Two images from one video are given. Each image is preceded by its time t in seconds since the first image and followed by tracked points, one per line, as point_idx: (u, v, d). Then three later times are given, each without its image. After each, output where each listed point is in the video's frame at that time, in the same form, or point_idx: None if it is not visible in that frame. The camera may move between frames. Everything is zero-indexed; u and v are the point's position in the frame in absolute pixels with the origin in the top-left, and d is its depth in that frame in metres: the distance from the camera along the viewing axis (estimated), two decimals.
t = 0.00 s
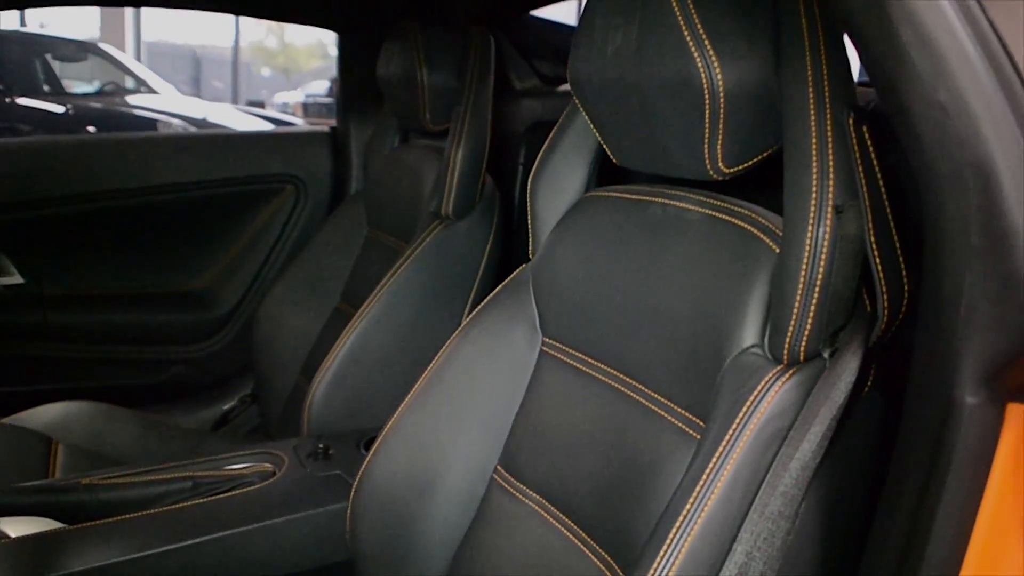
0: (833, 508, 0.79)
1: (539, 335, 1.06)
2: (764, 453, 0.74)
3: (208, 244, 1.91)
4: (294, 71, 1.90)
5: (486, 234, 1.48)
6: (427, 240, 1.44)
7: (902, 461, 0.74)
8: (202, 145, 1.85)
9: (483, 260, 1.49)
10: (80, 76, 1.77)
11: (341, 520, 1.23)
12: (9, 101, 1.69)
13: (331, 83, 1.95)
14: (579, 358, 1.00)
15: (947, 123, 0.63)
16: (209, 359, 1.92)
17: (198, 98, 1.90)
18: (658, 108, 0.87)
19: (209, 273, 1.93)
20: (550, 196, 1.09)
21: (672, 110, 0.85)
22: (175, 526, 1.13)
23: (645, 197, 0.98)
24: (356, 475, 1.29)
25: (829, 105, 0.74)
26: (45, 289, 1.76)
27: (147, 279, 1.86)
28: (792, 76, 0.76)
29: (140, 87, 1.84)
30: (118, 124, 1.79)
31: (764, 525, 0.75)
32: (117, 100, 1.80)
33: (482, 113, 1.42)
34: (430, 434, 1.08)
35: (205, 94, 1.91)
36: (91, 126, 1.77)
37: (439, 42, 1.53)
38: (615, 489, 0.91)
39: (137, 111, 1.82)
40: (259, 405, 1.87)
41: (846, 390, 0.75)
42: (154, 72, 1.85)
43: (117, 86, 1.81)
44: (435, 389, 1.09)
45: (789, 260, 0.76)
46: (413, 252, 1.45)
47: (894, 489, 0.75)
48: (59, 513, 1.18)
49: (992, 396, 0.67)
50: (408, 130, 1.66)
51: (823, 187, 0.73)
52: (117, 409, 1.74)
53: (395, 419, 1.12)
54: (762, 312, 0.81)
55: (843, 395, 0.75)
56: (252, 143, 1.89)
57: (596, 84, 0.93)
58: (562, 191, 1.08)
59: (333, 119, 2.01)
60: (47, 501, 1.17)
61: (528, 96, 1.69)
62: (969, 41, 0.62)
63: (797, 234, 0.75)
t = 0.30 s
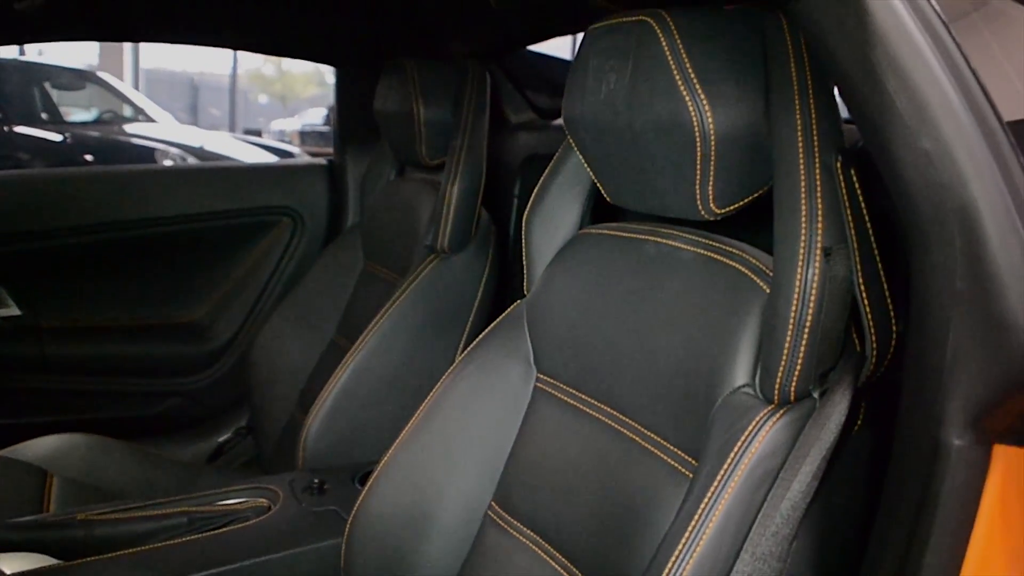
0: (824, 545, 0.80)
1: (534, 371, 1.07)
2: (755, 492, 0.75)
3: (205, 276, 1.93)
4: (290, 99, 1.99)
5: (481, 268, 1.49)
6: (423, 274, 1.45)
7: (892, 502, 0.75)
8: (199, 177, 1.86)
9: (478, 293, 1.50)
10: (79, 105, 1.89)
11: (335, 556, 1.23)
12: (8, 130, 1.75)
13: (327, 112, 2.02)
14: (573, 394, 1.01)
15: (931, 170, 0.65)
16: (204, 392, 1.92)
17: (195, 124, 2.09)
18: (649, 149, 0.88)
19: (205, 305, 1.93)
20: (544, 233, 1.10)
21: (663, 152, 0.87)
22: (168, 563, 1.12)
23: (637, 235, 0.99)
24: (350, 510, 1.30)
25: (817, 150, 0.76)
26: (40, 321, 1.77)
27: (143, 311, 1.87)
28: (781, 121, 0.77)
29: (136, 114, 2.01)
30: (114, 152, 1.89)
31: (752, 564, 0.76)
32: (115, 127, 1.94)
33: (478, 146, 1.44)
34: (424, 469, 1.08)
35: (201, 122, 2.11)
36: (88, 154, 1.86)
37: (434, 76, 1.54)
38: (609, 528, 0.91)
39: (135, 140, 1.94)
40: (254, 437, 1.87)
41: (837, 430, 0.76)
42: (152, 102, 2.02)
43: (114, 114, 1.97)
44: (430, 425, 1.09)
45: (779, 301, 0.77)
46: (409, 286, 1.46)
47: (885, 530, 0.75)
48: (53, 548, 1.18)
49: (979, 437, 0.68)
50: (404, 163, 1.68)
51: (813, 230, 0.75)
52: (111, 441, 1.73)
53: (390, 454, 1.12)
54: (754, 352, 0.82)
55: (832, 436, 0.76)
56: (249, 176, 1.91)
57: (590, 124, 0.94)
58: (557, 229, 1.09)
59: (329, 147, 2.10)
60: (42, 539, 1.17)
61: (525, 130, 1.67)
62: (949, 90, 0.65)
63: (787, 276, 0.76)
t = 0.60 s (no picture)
0: None
1: (528, 406, 1.08)
2: (747, 530, 0.76)
3: (200, 308, 1.93)
4: (286, 123, 2.03)
5: (476, 302, 1.51)
6: (417, 308, 1.46)
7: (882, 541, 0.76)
8: (197, 209, 1.88)
9: (473, 326, 1.51)
10: (75, 131, 1.90)
11: None
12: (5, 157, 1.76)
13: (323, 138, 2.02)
14: (568, 430, 1.02)
15: (918, 217, 0.67)
16: (198, 422, 1.91)
17: (192, 152, 2.11)
18: (640, 189, 0.89)
19: (201, 336, 1.94)
20: (539, 268, 1.11)
21: (654, 193, 0.88)
22: None
23: (631, 272, 1.00)
24: (345, 544, 1.31)
25: (806, 192, 0.77)
26: (35, 352, 1.77)
27: (138, 342, 1.87)
28: (772, 165, 0.79)
29: (134, 141, 2.03)
30: (112, 178, 1.88)
31: None
32: (111, 155, 1.94)
33: (473, 181, 1.46)
34: (420, 503, 1.08)
35: (198, 149, 2.15)
36: (85, 181, 1.85)
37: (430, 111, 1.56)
38: (603, 566, 0.92)
39: (131, 167, 1.93)
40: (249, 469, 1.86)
41: (827, 467, 0.77)
42: (148, 128, 2.04)
43: (111, 142, 1.99)
44: (426, 459, 1.10)
45: (769, 340, 0.78)
46: (405, 319, 1.47)
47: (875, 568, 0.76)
48: None
49: (963, 476, 0.71)
50: (400, 196, 1.70)
51: (802, 269, 0.76)
52: (106, 473, 1.73)
53: (385, 488, 1.13)
54: (745, 390, 0.83)
55: (823, 472, 0.77)
56: (246, 208, 1.92)
57: (584, 164, 0.95)
58: (551, 264, 1.11)
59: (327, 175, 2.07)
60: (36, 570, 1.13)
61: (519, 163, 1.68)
62: (933, 138, 0.68)
63: (777, 315, 0.77)
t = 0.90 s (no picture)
0: None
1: (523, 440, 1.08)
2: (741, 565, 0.76)
3: (196, 338, 1.94)
4: (283, 151, 1.99)
5: (471, 333, 1.51)
6: (413, 339, 1.47)
7: None
8: (193, 240, 1.89)
9: (469, 357, 1.52)
10: (72, 157, 1.84)
11: None
12: None
13: (320, 163, 2.01)
14: (562, 464, 1.02)
15: (905, 258, 0.68)
16: (194, 453, 1.91)
17: (188, 180, 2.08)
18: (633, 226, 0.90)
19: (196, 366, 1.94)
20: (534, 302, 1.12)
21: (647, 230, 0.89)
22: None
23: (623, 307, 1.01)
24: None
25: (796, 231, 0.78)
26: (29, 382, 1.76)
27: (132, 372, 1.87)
28: (761, 205, 0.80)
29: (131, 168, 1.97)
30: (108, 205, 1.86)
31: None
32: (109, 183, 1.90)
33: (468, 213, 1.47)
34: (415, 537, 1.09)
35: (194, 175, 2.10)
36: (80, 209, 1.83)
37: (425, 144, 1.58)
38: None
39: (127, 194, 1.90)
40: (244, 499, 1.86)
41: (818, 501, 0.78)
42: (146, 156, 2.00)
43: (108, 168, 1.93)
44: (421, 494, 1.10)
45: (761, 377, 0.79)
46: (401, 350, 1.47)
47: None
48: None
49: (952, 513, 0.72)
50: (396, 228, 1.71)
51: (792, 308, 0.77)
52: (101, 505, 1.72)
53: (381, 522, 1.13)
54: (737, 427, 0.84)
55: (815, 509, 0.78)
56: (242, 239, 1.94)
57: (577, 200, 0.96)
58: (545, 298, 1.12)
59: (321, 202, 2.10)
60: None
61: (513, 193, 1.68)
62: (919, 182, 0.69)
63: (767, 353, 0.78)
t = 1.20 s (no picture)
0: None
1: (517, 473, 1.08)
2: None
3: (190, 369, 1.94)
4: (281, 176, 2.03)
5: (466, 364, 1.52)
6: (408, 369, 1.48)
7: None
8: (188, 270, 1.90)
9: (465, 387, 1.53)
10: (69, 183, 1.95)
11: None
12: None
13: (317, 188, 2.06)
14: (558, 497, 1.02)
15: (893, 299, 0.69)
16: (189, 483, 1.90)
17: (183, 206, 2.12)
18: (626, 263, 0.91)
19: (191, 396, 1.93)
20: (529, 336, 1.13)
21: (640, 267, 0.90)
22: None
23: (617, 341, 1.02)
24: None
25: (787, 267, 0.79)
26: (25, 413, 1.76)
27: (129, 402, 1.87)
28: (751, 244, 0.81)
29: (127, 195, 2.04)
30: (104, 230, 1.93)
31: None
32: (104, 210, 1.98)
33: (463, 245, 1.48)
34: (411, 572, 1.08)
35: (190, 202, 2.13)
36: (77, 235, 1.89)
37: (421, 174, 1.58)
38: None
39: (123, 221, 1.96)
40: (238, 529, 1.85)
41: (810, 538, 0.77)
42: (142, 181, 2.04)
43: (105, 196, 2.02)
44: (417, 527, 1.10)
45: (753, 413, 0.79)
46: (395, 382, 1.48)
47: None
48: None
49: (944, 551, 0.73)
50: (392, 258, 1.72)
51: (784, 344, 0.78)
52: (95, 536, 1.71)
53: (376, 556, 1.12)
54: (731, 462, 0.84)
55: (806, 546, 0.77)
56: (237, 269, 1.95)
57: (571, 237, 0.97)
58: (540, 332, 1.13)
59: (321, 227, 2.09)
60: None
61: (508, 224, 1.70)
62: (903, 223, 0.70)
63: (759, 389, 0.79)
